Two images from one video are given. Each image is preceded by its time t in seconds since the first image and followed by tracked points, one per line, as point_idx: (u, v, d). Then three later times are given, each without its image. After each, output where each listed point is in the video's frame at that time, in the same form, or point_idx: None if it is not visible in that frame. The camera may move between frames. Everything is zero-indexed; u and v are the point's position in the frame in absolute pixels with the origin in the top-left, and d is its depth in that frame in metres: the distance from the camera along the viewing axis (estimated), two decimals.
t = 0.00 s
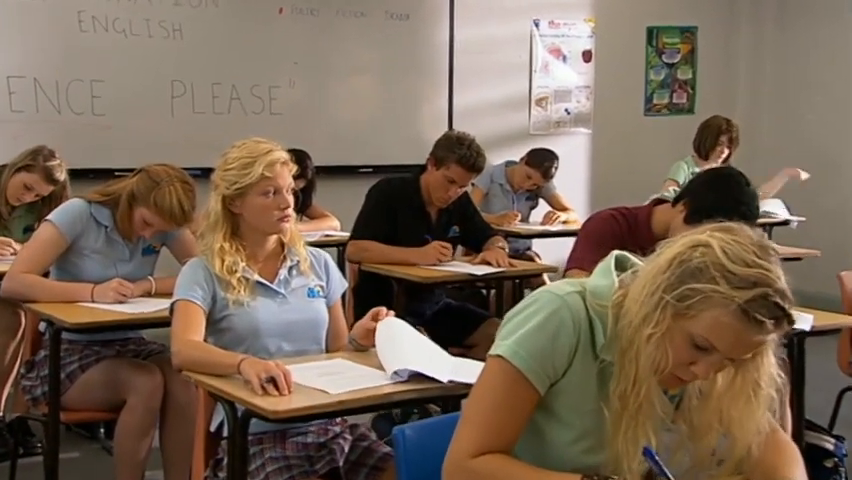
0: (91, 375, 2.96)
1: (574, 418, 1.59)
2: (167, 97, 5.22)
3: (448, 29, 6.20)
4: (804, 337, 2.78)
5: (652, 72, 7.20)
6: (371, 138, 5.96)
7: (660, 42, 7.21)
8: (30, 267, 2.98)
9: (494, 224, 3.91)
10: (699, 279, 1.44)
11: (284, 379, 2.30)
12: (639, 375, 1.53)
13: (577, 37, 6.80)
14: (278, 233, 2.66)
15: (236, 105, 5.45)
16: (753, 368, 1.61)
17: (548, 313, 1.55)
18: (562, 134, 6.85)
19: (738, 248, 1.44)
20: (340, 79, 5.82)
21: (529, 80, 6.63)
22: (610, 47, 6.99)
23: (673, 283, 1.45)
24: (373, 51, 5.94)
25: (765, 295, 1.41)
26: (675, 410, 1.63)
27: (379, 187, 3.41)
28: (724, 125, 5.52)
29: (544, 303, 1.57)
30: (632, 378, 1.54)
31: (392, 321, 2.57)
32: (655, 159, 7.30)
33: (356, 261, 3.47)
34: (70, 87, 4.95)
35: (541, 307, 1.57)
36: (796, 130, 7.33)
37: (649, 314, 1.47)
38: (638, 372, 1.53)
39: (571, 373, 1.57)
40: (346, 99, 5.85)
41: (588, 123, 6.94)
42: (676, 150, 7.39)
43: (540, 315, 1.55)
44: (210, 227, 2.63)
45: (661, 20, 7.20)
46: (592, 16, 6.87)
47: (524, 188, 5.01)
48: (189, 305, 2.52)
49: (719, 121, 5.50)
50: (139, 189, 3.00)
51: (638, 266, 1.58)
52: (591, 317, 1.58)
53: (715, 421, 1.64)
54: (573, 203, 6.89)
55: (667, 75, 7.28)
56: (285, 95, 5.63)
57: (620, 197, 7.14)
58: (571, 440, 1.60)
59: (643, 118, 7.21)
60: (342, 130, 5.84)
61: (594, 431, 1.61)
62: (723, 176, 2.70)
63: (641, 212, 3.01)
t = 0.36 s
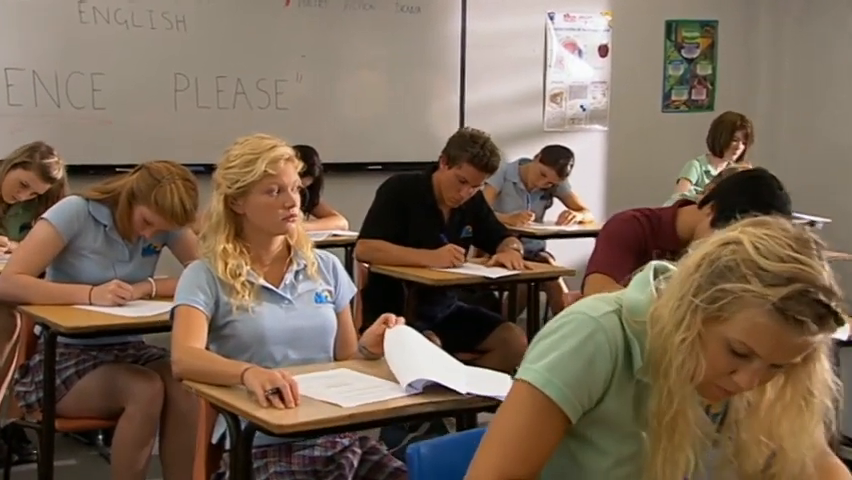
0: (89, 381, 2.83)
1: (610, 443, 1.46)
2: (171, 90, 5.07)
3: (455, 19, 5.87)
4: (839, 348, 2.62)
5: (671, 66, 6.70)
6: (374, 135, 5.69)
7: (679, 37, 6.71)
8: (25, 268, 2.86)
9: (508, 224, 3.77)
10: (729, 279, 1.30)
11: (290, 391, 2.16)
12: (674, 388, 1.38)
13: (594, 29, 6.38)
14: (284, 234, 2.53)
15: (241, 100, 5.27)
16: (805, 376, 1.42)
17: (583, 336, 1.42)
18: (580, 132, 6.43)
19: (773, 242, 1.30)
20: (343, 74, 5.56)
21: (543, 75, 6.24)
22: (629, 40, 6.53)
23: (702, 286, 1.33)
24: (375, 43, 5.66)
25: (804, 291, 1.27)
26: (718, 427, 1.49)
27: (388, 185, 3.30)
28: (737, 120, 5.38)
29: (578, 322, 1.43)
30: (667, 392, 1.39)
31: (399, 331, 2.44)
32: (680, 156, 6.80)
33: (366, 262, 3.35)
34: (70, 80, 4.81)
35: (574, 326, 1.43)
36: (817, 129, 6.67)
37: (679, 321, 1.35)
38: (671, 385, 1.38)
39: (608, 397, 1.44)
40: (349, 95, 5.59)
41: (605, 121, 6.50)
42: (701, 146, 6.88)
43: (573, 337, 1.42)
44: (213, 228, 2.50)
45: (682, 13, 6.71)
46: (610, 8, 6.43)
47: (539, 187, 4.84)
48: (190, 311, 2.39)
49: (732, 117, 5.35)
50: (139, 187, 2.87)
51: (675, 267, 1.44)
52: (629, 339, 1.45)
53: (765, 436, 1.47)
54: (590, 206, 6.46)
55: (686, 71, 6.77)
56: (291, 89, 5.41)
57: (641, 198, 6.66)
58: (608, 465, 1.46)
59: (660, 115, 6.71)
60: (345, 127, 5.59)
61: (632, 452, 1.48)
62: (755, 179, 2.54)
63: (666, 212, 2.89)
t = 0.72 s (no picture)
0: (79, 388, 2.69)
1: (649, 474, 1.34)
2: (170, 83, 4.91)
3: (466, 13, 5.67)
4: None
5: (687, 64, 6.46)
6: (381, 131, 5.50)
7: (697, 33, 6.47)
8: (13, 267, 2.73)
9: (518, 226, 3.63)
10: (780, 309, 1.16)
11: (292, 405, 2.02)
12: (720, 426, 1.27)
13: (608, 24, 6.15)
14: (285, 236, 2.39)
15: (243, 93, 5.10)
16: None
17: (621, 363, 1.29)
18: (593, 131, 6.22)
19: (830, 266, 1.16)
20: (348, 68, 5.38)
21: (556, 71, 6.04)
22: (645, 36, 6.30)
23: (749, 315, 1.19)
24: (382, 36, 5.46)
25: None
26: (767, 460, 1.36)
27: (396, 183, 3.19)
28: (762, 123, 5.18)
29: (615, 345, 1.30)
30: (711, 426, 1.28)
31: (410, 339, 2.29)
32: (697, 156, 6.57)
33: (370, 264, 3.22)
34: (65, 71, 4.67)
35: (610, 349, 1.30)
36: (840, 128, 6.50)
37: (725, 353, 1.21)
38: (718, 421, 1.26)
39: (648, 426, 1.32)
40: (354, 90, 5.40)
41: (619, 119, 6.27)
42: (718, 146, 6.65)
43: (609, 363, 1.29)
44: (210, 229, 2.36)
45: (699, 8, 6.46)
46: (625, 3, 6.21)
47: (551, 187, 4.66)
48: (188, 317, 2.26)
49: (758, 120, 5.16)
50: (135, 184, 2.74)
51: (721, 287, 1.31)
52: (670, 362, 1.32)
53: (822, 471, 1.33)
54: (603, 207, 6.26)
55: (703, 68, 6.52)
56: (295, 83, 5.24)
57: (656, 199, 6.44)
58: None
59: (676, 114, 6.47)
60: (351, 123, 5.40)
61: None
62: (781, 173, 2.32)
63: (687, 216, 2.67)
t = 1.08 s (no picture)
0: (63, 393, 2.55)
1: None
2: (166, 74, 4.76)
3: (475, 5, 5.50)
4: None
5: (702, 61, 6.26)
6: (386, 127, 5.34)
7: (713, 29, 6.27)
8: None
9: (527, 227, 3.49)
10: (835, 338, 1.03)
11: (290, 418, 1.87)
12: (764, 465, 1.10)
13: (622, 19, 5.96)
14: (285, 236, 2.25)
15: (242, 85, 4.95)
16: None
17: (656, 385, 1.16)
18: (605, 129, 6.05)
19: None
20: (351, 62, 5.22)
21: (566, 67, 5.87)
22: (660, 31, 6.11)
23: (799, 344, 1.05)
24: (387, 27, 5.29)
25: None
26: None
27: (400, 182, 3.06)
28: (795, 126, 4.80)
29: (649, 365, 1.17)
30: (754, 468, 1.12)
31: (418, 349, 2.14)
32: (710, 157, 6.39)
33: (373, 266, 3.08)
34: (58, 59, 4.53)
35: (644, 369, 1.17)
36: None
37: (772, 386, 1.07)
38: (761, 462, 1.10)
39: (683, 458, 1.19)
40: (358, 83, 5.24)
41: (631, 117, 6.10)
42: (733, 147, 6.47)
43: (644, 384, 1.16)
44: (206, 227, 2.23)
45: (716, 3, 6.26)
46: None
47: (560, 187, 4.49)
48: (179, 321, 2.12)
49: (791, 123, 4.77)
50: (126, 177, 2.61)
51: (769, 306, 1.17)
52: (711, 387, 1.18)
53: None
54: (613, 207, 6.09)
55: (719, 66, 6.32)
56: (296, 75, 5.08)
57: (667, 200, 6.27)
58: None
59: (690, 113, 6.28)
60: (355, 117, 5.24)
61: None
62: (798, 160, 2.22)
63: (707, 221, 2.52)
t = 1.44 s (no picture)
0: (46, 399, 2.41)
1: None
2: (163, 64, 4.61)
3: None
4: None
5: (718, 60, 6.09)
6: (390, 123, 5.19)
7: (730, 27, 6.10)
8: None
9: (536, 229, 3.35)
10: None
11: (288, 435, 1.72)
12: None
13: (636, 14, 5.80)
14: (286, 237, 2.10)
15: (242, 78, 4.80)
16: None
17: (697, 413, 1.04)
18: (617, 128, 5.89)
19: None
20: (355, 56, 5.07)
21: (577, 64, 5.70)
22: (674, 27, 5.94)
23: None
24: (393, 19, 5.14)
25: None
26: None
27: (405, 181, 2.94)
28: (828, 138, 4.58)
29: (690, 390, 1.05)
30: None
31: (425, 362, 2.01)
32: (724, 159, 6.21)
33: (375, 267, 2.95)
34: (49, 47, 4.39)
35: (685, 395, 1.05)
36: None
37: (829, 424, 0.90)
38: None
39: None
40: (363, 77, 5.09)
41: (644, 117, 5.94)
42: (748, 149, 6.29)
43: (684, 412, 1.04)
44: (202, 226, 2.09)
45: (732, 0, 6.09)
46: None
47: (570, 188, 4.34)
48: (170, 327, 1.99)
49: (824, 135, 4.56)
50: (116, 172, 2.47)
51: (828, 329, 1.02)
52: (761, 416, 1.05)
53: None
54: (624, 209, 5.92)
55: (736, 65, 6.14)
56: (297, 68, 4.93)
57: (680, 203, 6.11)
58: None
59: (705, 112, 6.11)
60: (358, 113, 5.09)
61: None
62: (838, 170, 1.99)
63: (726, 228, 2.31)
